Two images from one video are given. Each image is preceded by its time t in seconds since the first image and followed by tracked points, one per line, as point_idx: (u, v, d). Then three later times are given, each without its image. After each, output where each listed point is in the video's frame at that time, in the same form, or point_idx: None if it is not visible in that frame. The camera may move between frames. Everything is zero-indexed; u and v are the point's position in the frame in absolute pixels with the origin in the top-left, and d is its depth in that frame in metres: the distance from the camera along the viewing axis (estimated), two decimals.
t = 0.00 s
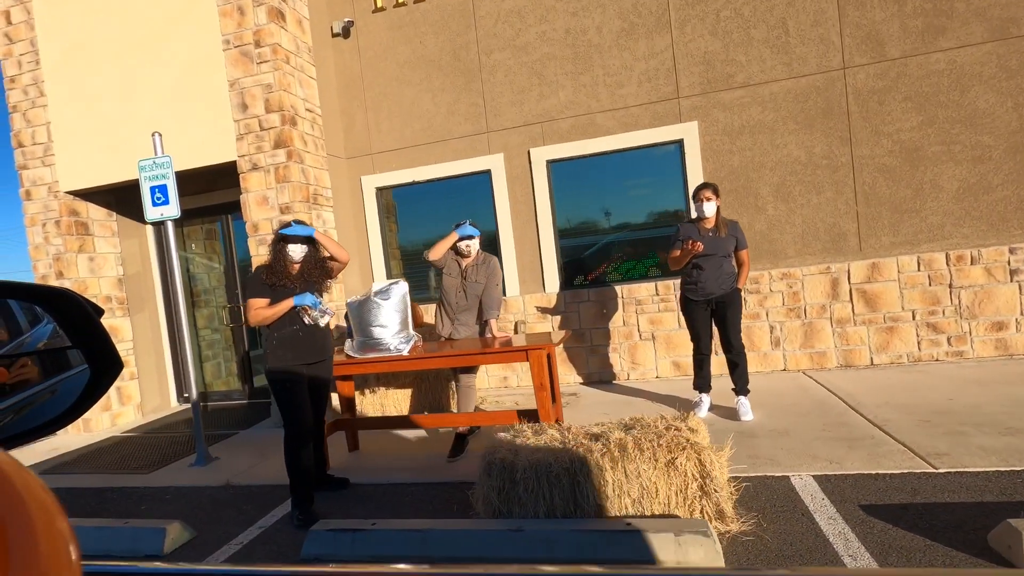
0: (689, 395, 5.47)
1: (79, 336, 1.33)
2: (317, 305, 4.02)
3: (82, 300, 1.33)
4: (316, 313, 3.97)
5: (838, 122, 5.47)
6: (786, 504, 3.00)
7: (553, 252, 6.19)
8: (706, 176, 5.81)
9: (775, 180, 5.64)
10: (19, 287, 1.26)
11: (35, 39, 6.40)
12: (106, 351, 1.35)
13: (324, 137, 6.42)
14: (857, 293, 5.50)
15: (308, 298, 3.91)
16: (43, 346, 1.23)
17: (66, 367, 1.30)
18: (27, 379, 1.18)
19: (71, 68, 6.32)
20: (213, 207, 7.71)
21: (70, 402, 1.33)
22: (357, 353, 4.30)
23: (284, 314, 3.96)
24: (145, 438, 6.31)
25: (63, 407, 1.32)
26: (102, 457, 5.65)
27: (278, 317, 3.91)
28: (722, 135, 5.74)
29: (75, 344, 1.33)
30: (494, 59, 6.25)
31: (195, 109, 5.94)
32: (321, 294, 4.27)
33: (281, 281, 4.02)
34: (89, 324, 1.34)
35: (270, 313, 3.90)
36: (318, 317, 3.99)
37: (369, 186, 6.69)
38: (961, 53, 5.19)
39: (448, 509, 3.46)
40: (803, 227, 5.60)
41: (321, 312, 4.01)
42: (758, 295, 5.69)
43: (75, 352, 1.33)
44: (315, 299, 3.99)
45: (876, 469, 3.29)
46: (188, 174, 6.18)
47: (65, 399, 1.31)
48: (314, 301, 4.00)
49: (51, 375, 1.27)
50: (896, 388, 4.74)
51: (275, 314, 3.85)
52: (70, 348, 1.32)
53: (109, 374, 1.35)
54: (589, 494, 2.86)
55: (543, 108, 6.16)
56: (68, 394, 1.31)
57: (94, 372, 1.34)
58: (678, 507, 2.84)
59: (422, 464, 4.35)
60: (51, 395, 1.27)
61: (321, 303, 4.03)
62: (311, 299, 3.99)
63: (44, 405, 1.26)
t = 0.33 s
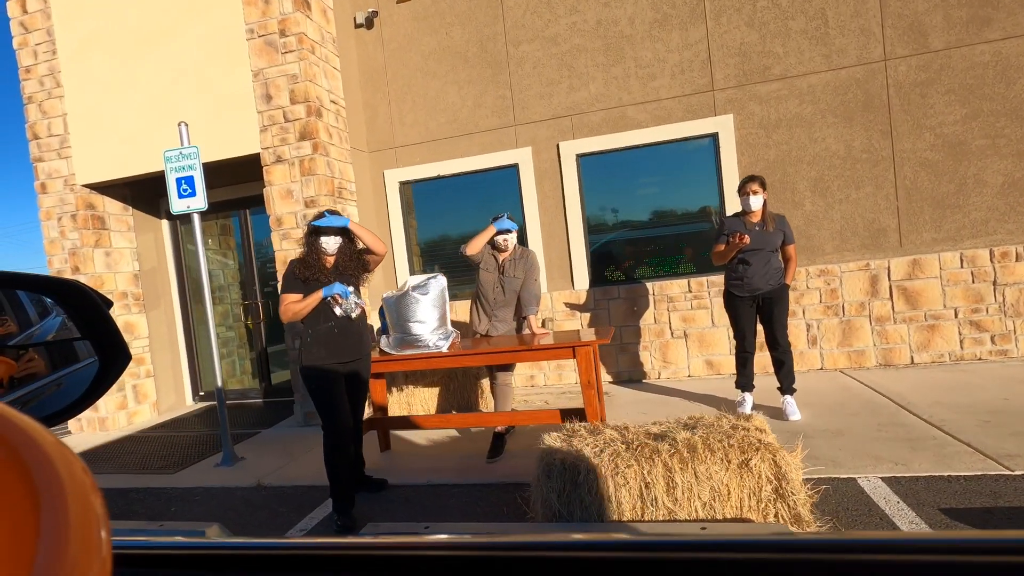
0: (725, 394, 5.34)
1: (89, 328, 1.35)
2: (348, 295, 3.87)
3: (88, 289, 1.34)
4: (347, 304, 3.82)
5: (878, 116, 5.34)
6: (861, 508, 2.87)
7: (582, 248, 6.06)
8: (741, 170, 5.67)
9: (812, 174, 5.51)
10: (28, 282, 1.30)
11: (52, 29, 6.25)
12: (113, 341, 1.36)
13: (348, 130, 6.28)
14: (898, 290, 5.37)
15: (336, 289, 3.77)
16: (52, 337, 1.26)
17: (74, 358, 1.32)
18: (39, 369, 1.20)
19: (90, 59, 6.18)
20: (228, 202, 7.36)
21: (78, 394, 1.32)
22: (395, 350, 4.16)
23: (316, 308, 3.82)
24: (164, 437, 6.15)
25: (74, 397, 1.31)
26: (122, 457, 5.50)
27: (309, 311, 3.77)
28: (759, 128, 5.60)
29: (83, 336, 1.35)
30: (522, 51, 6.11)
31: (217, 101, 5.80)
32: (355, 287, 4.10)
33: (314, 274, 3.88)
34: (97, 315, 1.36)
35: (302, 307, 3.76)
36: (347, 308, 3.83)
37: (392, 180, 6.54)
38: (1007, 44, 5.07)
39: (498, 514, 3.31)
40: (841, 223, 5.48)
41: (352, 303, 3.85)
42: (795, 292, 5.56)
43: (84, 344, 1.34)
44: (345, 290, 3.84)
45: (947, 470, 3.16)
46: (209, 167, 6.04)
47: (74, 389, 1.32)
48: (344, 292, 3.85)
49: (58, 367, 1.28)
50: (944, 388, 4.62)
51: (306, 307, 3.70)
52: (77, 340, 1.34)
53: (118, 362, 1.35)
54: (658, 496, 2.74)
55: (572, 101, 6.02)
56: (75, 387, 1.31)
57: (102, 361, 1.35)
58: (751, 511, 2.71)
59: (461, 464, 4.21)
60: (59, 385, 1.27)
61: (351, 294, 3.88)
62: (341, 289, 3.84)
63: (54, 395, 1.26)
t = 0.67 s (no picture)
0: (762, 394, 5.21)
1: (87, 326, 1.46)
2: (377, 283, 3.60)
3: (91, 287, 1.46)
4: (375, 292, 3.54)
5: (918, 110, 5.23)
6: (940, 512, 2.74)
7: (611, 245, 5.93)
8: (776, 166, 5.56)
9: (849, 169, 5.39)
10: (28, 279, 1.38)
11: (67, 20, 6.11)
12: (113, 342, 1.48)
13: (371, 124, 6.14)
14: (937, 288, 5.25)
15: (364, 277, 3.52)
16: (52, 335, 1.35)
17: (75, 357, 1.42)
18: (39, 367, 1.26)
19: (107, 51, 6.06)
20: (244, 198, 7.15)
21: (79, 389, 1.43)
22: (432, 349, 4.02)
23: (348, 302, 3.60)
24: (182, 439, 6.00)
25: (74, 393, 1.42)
26: (141, 459, 5.35)
27: (341, 306, 3.55)
28: (794, 122, 5.48)
29: (83, 334, 1.45)
30: (549, 44, 5.98)
31: (239, 94, 5.69)
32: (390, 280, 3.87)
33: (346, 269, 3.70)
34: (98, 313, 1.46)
35: (333, 302, 3.55)
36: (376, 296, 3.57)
37: (414, 175, 6.39)
38: None
39: (550, 520, 3.16)
40: (879, 219, 5.35)
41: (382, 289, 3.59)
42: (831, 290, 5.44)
43: (84, 342, 1.44)
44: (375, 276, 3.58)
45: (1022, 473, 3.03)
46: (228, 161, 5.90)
47: (74, 386, 1.41)
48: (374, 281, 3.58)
49: (59, 365, 1.36)
50: (992, 388, 4.50)
51: (337, 302, 3.48)
52: (77, 338, 1.44)
53: (117, 362, 1.47)
54: (730, 500, 2.60)
55: (601, 95, 5.89)
56: (76, 383, 1.41)
57: (103, 359, 1.46)
58: (829, 517, 2.57)
59: (501, 467, 4.06)
60: (58, 382, 1.34)
61: (381, 281, 3.60)
62: (370, 278, 3.57)
63: (55, 392, 1.34)
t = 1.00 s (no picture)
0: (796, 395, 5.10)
1: (88, 331, 1.55)
2: (410, 279, 3.34)
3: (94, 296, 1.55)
4: (405, 287, 3.27)
5: (955, 104, 5.12)
6: (1020, 518, 2.62)
7: (638, 243, 5.81)
8: (808, 162, 5.45)
9: (884, 165, 5.28)
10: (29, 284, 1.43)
11: (81, 14, 5.98)
12: (112, 347, 1.58)
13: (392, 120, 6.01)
14: (976, 286, 5.14)
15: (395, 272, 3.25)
16: (52, 339, 1.40)
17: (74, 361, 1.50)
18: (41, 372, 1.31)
19: (122, 46, 5.92)
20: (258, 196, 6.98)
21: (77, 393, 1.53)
22: (468, 350, 3.89)
23: (382, 300, 3.37)
24: (198, 442, 5.84)
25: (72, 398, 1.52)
26: (159, 464, 5.20)
27: (373, 306, 3.30)
28: (827, 118, 5.37)
29: (82, 339, 1.54)
30: (574, 38, 5.86)
31: (259, 90, 5.57)
32: (425, 278, 3.60)
33: (378, 267, 3.47)
34: (97, 320, 1.56)
35: (364, 302, 3.30)
36: (410, 292, 3.30)
37: (435, 173, 6.26)
38: None
39: (603, 527, 3.04)
40: (915, 216, 5.25)
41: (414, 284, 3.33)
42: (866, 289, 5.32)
43: (84, 346, 1.54)
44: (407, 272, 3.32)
45: None
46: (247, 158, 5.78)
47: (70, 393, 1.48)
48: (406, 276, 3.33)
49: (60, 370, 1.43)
50: None
51: (368, 300, 3.23)
52: (76, 343, 1.52)
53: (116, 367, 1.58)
54: (804, 507, 2.48)
55: (628, 90, 5.78)
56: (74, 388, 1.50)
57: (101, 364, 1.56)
58: (908, 524, 2.45)
59: (540, 470, 3.93)
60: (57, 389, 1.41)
61: (411, 275, 3.33)
62: (400, 272, 3.31)
63: (54, 398, 1.41)
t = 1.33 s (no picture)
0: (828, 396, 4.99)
1: (84, 338, 1.59)
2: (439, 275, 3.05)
3: (87, 303, 1.57)
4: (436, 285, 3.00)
5: (987, 98, 5.03)
6: None
7: (662, 242, 5.70)
8: (837, 159, 5.35)
9: (915, 162, 5.19)
10: (31, 294, 1.54)
11: (92, 9, 5.86)
12: (107, 354, 1.61)
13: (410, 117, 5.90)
14: (1010, 284, 5.05)
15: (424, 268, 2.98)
16: (48, 347, 1.48)
17: (74, 368, 1.58)
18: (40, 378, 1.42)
19: (135, 41, 5.81)
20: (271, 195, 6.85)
21: (81, 395, 1.60)
22: (503, 351, 3.79)
23: (411, 298, 3.16)
24: (214, 446, 5.70)
25: (76, 399, 1.60)
26: (176, 469, 5.07)
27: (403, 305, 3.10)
28: (856, 113, 5.27)
29: (81, 346, 1.60)
30: (597, 33, 5.76)
31: (277, 86, 5.46)
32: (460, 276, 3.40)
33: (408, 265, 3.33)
34: (92, 328, 1.58)
35: (393, 300, 3.10)
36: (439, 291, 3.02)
37: (454, 171, 6.14)
38: None
39: (653, 533, 2.93)
40: (947, 213, 5.15)
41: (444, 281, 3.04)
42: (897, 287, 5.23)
43: (82, 354, 1.60)
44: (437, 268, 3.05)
45: None
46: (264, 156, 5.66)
47: (73, 395, 1.57)
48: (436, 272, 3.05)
49: (59, 376, 1.52)
50: None
51: (396, 299, 3.04)
52: (76, 350, 1.59)
53: (111, 373, 1.61)
54: (876, 513, 2.36)
55: (651, 85, 5.67)
56: (76, 390, 1.58)
57: (98, 370, 1.60)
58: (985, 531, 2.34)
59: (576, 474, 3.81)
60: (59, 393, 1.52)
61: (441, 271, 3.05)
62: (429, 269, 3.04)
63: (60, 401, 1.53)
